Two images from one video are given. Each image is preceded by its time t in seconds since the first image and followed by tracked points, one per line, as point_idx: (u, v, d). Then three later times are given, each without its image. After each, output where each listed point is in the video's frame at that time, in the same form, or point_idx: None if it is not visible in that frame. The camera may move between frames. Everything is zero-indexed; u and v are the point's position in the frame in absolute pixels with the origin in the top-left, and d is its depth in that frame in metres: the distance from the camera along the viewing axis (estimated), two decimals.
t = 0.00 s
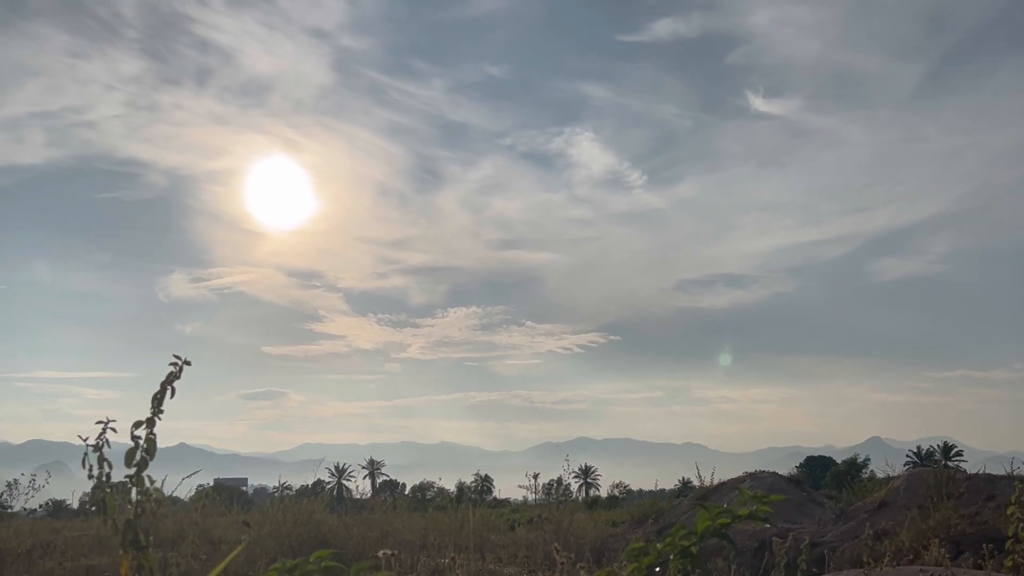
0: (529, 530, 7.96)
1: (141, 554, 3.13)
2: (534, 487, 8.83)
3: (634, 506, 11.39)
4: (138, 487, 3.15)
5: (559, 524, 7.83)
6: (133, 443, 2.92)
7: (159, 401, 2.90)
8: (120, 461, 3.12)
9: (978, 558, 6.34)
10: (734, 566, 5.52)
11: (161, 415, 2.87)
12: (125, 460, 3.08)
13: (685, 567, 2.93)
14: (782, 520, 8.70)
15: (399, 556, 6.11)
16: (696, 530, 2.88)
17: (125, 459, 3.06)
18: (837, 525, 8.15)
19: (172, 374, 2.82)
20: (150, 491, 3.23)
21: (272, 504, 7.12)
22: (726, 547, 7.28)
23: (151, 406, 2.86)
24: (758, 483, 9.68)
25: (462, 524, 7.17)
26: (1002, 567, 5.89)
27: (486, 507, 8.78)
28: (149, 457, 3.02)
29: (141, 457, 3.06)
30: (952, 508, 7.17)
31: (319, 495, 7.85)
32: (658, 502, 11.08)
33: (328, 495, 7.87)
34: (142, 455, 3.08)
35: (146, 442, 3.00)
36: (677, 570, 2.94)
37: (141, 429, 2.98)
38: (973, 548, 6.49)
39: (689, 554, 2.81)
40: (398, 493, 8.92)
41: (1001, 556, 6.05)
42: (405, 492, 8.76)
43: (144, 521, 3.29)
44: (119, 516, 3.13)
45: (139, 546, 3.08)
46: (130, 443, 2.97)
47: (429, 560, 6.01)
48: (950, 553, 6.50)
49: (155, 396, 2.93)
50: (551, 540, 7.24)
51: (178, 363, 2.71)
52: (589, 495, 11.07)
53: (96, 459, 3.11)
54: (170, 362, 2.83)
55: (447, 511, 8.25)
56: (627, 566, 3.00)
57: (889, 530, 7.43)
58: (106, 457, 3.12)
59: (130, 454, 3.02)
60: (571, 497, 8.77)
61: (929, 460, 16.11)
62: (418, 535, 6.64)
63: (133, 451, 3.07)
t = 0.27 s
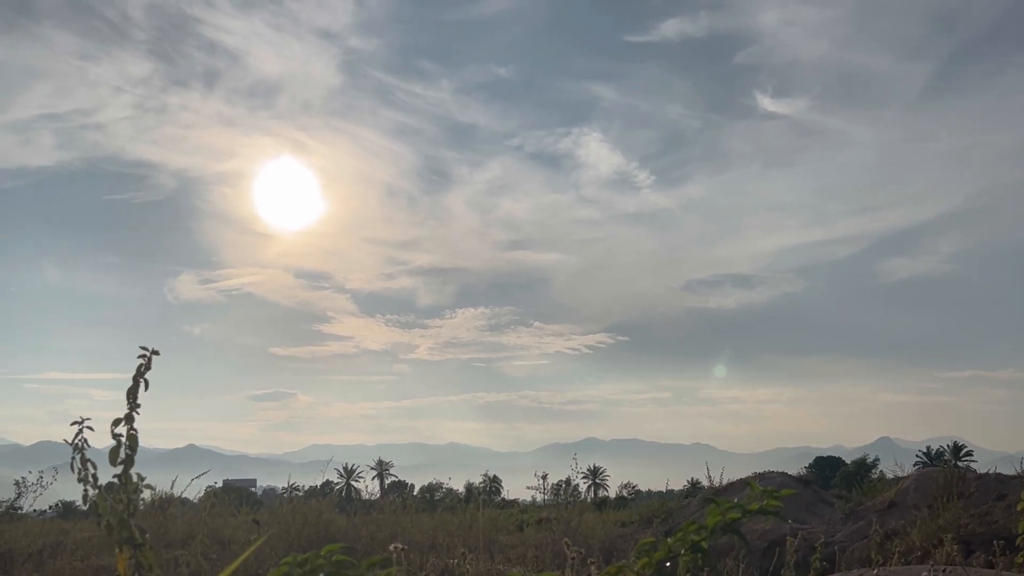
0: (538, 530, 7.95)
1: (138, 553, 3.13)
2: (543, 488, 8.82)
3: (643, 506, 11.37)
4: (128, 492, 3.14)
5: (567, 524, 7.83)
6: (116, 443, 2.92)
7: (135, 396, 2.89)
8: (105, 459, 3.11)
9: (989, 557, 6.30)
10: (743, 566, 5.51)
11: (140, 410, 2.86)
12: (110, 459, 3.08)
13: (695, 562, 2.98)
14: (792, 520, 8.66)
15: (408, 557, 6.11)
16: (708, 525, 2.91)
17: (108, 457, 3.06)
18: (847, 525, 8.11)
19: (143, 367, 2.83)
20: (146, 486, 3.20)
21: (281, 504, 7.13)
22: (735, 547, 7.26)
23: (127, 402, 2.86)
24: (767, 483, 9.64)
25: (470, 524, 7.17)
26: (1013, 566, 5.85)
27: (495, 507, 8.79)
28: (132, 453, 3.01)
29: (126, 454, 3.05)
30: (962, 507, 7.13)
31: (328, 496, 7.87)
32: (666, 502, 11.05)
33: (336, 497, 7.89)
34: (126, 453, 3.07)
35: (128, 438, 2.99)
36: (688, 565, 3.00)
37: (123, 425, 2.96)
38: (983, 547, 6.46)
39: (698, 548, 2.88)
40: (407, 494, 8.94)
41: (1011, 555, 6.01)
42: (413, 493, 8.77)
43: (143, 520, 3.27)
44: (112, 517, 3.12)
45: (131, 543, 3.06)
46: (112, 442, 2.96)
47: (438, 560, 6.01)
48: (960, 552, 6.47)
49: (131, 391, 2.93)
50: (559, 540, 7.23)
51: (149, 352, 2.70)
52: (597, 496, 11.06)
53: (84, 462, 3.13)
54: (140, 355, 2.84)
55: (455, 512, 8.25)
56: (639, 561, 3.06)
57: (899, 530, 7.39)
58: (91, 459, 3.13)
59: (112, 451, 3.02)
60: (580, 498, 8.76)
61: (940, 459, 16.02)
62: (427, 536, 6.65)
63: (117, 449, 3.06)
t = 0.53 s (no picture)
0: (547, 528, 7.94)
1: (156, 543, 3.20)
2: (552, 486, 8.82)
3: (653, 504, 11.37)
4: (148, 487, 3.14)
5: (577, 522, 7.82)
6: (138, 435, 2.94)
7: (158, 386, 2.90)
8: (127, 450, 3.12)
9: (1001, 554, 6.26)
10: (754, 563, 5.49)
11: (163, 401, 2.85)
12: (132, 450, 3.09)
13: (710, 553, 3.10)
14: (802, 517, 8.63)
15: (417, 554, 6.11)
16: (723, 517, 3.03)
17: (130, 450, 3.06)
18: (857, 523, 8.07)
19: (167, 360, 2.84)
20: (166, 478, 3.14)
21: (291, 502, 7.15)
22: (746, 544, 7.24)
23: (150, 394, 2.86)
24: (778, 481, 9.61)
25: (479, 524, 7.18)
26: None
27: (504, 505, 8.79)
28: (153, 445, 3.01)
29: (147, 445, 3.06)
30: (973, 504, 7.09)
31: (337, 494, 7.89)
32: (677, 501, 11.04)
33: (346, 495, 7.91)
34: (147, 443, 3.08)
35: (151, 429, 3.00)
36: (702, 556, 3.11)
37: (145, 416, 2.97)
38: (995, 544, 6.42)
39: (713, 539, 3.00)
40: (417, 492, 8.96)
41: None
42: (423, 491, 8.79)
43: (162, 507, 3.29)
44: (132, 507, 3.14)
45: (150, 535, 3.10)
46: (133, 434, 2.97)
47: (447, 558, 6.01)
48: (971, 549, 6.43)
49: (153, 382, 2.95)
50: (569, 538, 7.22)
51: (173, 346, 2.69)
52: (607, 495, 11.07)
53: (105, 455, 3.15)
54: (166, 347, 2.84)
55: (465, 510, 8.26)
56: (654, 553, 3.18)
57: (910, 527, 7.35)
58: (113, 450, 3.14)
59: (134, 442, 3.02)
60: (589, 497, 8.74)
61: (951, 457, 15.92)
62: (436, 533, 6.65)
63: (139, 439, 3.08)
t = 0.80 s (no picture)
0: (558, 524, 7.94)
1: (177, 530, 3.31)
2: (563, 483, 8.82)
3: (665, 500, 11.36)
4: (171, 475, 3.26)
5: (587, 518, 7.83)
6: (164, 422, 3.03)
7: (185, 377, 2.95)
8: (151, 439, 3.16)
9: (1015, 549, 6.23)
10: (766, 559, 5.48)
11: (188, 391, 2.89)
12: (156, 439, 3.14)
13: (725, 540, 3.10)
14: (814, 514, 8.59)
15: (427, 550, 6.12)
16: (740, 505, 3.04)
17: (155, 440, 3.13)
18: (870, 519, 8.03)
19: (196, 351, 2.98)
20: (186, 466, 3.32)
21: (302, 499, 7.18)
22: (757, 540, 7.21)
23: (176, 383, 2.97)
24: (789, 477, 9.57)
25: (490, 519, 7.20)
26: None
27: (515, 502, 8.80)
28: (178, 435, 3.07)
29: (171, 435, 3.09)
30: (986, 500, 7.05)
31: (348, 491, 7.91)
32: (688, 497, 11.02)
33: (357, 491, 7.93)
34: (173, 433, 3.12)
35: (176, 419, 3.04)
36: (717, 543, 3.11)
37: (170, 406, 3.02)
38: (1008, 540, 6.38)
39: (728, 527, 3.00)
40: (427, 489, 8.98)
41: None
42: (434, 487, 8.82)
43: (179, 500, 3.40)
44: (153, 497, 3.28)
45: (171, 521, 3.21)
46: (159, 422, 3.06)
47: (458, 554, 6.02)
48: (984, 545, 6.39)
49: (180, 373, 3.01)
50: (580, 535, 7.22)
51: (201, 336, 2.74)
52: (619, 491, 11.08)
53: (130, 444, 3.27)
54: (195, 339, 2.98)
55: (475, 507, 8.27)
56: (669, 541, 3.19)
57: (922, 523, 7.31)
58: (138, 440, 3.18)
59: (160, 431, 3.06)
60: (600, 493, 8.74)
61: (963, 454, 15.81)
62: (446, 530, 6.66)
63: (163, 429, 3.11)
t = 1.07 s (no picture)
0: (569, 519, 7.95)
1: (188, 518, 3.41)
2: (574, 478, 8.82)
3: (677, 495, 11.36)
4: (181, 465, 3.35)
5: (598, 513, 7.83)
6: (168, 411, 3.11)
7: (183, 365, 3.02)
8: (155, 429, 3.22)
9: None
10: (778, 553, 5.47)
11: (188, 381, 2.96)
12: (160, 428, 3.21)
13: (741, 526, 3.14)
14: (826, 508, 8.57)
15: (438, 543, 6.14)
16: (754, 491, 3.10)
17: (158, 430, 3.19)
18: (882, 513, 8.00)
19: (191, 339, 3.11)
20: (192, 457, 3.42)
21: (314, 493, 7.21)
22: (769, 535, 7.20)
23: (175, 372, 3.07)
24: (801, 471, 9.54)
25: (501, 514, 7.22)
26: None
27: (526, 496, 8.81)
28: (183, 423, 3.14)
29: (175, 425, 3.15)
30: (999, 494, 7.01)
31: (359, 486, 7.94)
32: (700, 492, 11.01)
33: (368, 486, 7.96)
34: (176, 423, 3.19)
35: (178, 409, 3.10)
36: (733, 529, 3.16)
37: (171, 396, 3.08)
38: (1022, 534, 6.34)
39: (745, 513, 3.04)
40: (439, 483, 9.00)
41: None
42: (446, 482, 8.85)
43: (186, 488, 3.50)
44: (162, 486, 3.38)
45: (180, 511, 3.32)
46: (162, 413, 3.13)
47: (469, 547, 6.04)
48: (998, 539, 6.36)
49: (180, 362, 3.09)
50: (591, 529, 7.22)
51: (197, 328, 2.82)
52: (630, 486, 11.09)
53: (135, 436, 3.32)
54: (189, 327, 3.11)
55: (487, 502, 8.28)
56: (685, 527, 3.22)
57: (935, 517, 7.28)
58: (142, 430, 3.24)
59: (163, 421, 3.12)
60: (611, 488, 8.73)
61: (976, 448, 15.69)
62: (457, 524, 6.67)
63: (167, 419, 3.16)
